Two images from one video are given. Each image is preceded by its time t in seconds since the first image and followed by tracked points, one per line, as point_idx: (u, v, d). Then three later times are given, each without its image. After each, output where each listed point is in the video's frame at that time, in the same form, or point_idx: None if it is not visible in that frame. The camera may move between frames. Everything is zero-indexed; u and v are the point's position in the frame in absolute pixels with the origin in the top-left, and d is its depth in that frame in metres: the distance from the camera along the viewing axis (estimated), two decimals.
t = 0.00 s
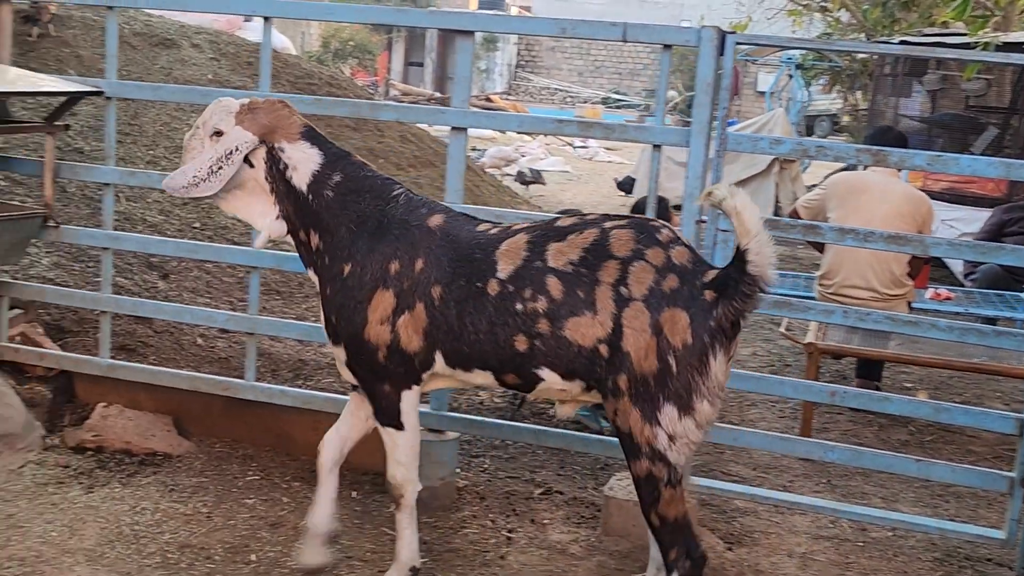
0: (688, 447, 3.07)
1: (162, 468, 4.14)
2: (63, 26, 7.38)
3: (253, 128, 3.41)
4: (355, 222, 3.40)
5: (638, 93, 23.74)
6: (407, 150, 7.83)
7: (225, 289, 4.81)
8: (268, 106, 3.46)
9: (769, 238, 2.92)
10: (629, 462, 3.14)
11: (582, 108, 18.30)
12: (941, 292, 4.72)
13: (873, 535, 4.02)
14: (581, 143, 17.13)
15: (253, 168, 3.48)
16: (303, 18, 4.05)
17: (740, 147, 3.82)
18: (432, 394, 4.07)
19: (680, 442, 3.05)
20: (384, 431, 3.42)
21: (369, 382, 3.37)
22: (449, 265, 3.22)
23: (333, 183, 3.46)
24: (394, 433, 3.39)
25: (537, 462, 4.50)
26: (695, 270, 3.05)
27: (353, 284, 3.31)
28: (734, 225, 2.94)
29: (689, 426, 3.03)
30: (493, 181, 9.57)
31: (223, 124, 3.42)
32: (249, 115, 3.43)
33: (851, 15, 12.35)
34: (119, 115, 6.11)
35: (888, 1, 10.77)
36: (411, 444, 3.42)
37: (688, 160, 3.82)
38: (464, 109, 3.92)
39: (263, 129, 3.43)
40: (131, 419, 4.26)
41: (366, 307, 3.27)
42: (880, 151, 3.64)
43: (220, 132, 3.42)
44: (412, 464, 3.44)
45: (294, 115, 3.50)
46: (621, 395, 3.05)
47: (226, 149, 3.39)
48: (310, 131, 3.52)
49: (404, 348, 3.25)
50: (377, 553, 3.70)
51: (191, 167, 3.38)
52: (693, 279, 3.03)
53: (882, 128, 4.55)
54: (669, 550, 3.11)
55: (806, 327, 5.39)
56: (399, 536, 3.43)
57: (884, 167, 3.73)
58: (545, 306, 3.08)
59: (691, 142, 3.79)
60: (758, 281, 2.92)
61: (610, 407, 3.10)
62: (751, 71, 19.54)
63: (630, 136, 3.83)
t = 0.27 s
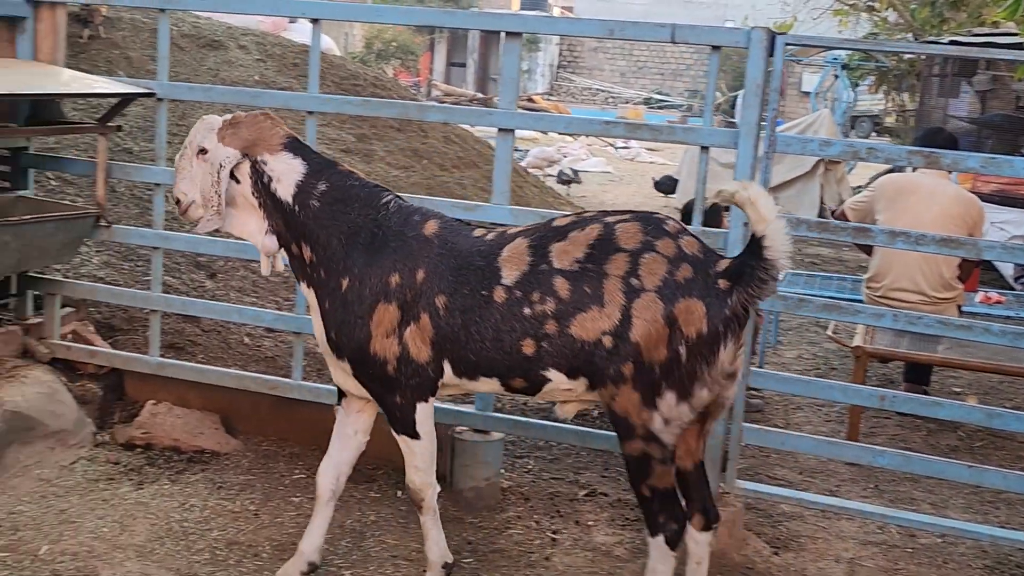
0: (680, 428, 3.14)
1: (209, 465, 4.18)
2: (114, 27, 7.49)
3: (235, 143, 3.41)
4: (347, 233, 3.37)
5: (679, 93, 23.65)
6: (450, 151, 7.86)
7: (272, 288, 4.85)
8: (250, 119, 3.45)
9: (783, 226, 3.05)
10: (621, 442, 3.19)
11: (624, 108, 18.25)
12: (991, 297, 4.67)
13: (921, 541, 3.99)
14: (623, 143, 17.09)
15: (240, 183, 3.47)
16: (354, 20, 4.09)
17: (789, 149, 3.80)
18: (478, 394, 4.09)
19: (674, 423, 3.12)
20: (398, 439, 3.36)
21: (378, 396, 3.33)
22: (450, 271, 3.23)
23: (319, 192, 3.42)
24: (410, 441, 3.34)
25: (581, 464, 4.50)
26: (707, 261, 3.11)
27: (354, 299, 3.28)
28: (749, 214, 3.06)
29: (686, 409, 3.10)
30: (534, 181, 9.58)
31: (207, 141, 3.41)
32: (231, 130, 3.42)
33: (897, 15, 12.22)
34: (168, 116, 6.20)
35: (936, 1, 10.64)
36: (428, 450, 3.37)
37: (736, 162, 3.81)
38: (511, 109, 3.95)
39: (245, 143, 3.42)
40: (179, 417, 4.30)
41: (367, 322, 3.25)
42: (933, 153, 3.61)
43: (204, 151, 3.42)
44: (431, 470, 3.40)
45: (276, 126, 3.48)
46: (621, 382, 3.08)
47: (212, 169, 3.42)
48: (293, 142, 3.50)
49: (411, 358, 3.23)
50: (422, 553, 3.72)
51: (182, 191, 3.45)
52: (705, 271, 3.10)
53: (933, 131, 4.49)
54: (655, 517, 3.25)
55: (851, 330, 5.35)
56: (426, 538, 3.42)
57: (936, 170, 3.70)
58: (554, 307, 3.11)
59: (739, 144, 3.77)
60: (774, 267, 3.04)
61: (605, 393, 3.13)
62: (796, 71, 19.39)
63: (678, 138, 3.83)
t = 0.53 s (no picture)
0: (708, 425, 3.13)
1: (249, 461, 4.22)
2: (155, 27, 7.58)
3: (233, 135, 3.45)
4: (342, 225, 3.39)
5: (715, 92, 23.50)
6: (487, 149, 7.89)
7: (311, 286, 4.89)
8: (249, 111, 3.49)
9: (790, 218, 3.05)
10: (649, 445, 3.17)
11: (660, 107, 18.18)
12: None
13: (963, 546, 3.95)
14: (659, 141, 17.01)
15: (240, 175, 3.51)
16: (396, 19, 4.10)
17: (831, 149, 3.77)
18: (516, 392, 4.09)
19: (702, 421, 3.11)
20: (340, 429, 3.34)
21: (351, 387, 3.34)
22: (454, 272, 3.21)
23: (314, 184, 3.44)
24: (350, 430, 3.31)
25: (618, 463, 4.49)
26: (715, 254, 3.11)
27: (347, 291, 3.30)
28: (755, 207, 3.05)
29: (711, 405, 3.09)
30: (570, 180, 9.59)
31: (206, 133, 3.47)
32: (231, 122, 3.47)
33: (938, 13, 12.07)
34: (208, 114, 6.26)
35: None
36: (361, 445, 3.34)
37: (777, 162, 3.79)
38: (551, 109, 3.95)
39: (244, 136, 3.46)
40: (219, 413, 4.34)
41: (360, 314, 3.27)
42: (978, 154, 3.57)
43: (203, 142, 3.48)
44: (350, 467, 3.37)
45: (274, 118, 3.51)
46: (646, 381, 3.07)
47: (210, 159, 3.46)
48: (291, 133, 3.52)
49: (399, 353, 3.25)
50: (460, 550, 3.73)
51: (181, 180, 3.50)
52: (715, 263, 3.09)
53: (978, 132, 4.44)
54: (684, 520, 3.20)
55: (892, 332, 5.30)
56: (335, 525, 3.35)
57: (980, 170, 3.66)
58: (568, 309, 3.09)
59: (781, 144, 3.75)
60: (782, 259, 3.04)
61: (632, 394, 3.11)
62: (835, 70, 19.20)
63: (719, 138, 3.81)
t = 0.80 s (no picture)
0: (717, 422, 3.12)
1: (281, 456, 4.25)
2: (189, 24, 7.65)
3: (222, 127, 3.42)
4: (328, 212, 3.35)
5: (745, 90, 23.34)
6: (519, 146, 7.89)
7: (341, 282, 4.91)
8: (236, 104, 3.46)
9: (785, 217, 3.08)
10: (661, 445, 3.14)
11: (692, 105, 18.08)
12: None
13: (998, 548, 3.92)
14: (690, 140, 16.91)
15: (228, 169, 3.46)
16: (429, 16, 4.11)
17: (867, 147, 3.74)
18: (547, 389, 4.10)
19: (713, 418, 3.09)
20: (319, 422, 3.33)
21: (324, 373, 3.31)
22: (436, 263, 3.17)
23: (302, 173, 3.41)
24: (331, 425, 3.31)
25: (649, 462, 4.49)
26: (712, 252, 3.11)
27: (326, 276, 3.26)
28: (751, 205, 3.07)
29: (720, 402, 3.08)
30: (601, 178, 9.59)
31: (194, 126, 3.42)
32: (218, 114, 3.43)
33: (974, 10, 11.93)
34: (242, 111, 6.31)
35: None
36: (341, 442, 3.34)
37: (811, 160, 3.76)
38: (584, 106, 3.94)
39: (232, 128, 3.43)
40: (251, 408, 4.38)
41: (337, 299, 3.23)
42: (1017, 151, 3.53)
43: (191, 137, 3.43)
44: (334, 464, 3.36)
45: (261, 110, 3.48)
46: (651, 378, 3.05)
47: (200, 154, 3.42)
48: (278, 125, 3.49)
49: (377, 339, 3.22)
50: (490, 547, 3.73)
51: (170, 176, 3.44)
52: (713, 261, 3.10)
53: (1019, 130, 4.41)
54: (700, 520, 3.15)
55: (926, 332, 5.26)
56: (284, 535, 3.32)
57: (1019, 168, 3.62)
58: (560, 305, 3.06)
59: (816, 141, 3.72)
60: (779, 257, 3.06)
61: (640, 391, 3.09)
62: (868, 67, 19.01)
63: (753, 135, 3.79)
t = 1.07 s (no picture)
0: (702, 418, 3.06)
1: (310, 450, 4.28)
2: (221, 20, 7.70)
3: (183, 119, 3.29)
4: (298, 199, 3.25)
5: (775, 87, 23.21)
6: (548, 143, 7.89)
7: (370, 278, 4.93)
8: (198, 95, 3.34)
9: (759, 217, 3.07)
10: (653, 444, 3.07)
11: (722, 103, 18.01)
12: None
13: None
14: (720, 138, 16.85)
15: (190, 158, 3.33)
16: (460, 11, 4.11)
17: (901, 144, 3.71)
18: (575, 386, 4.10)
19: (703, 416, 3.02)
20: (312, 415, 3.27)
21: (306, 363, 3.24)
22: (412, 252, 3.08)
23: (271, 161, 3.30)
24: (324, 417, 3.26)
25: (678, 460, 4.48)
26: (687, 250, 3.06)
27: (298, 264, 3.17)
28: (726, 206, 3.06)
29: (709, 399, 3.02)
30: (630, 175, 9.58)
31: (155, 116, 3.29)
32: (178, 105, 3.30)
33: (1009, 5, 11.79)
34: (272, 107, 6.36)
35: None
36: (340, 433, 3.29)
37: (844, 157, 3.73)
38: (614, 102, 3.94)
39: (192, 120, 3.30)
40: (281, 402, 4.41)
41: (312, 288, 3.14)
42: None
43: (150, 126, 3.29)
44: (340, 452, 3.32)
45: (225, 101, 3.37)
46: (637, 376, 2.98)
47: (159, 144, 3.29)
48: (243, 115, 3.38)
49: (354, 330, 3.14)
50: (518, 543, 3.73)
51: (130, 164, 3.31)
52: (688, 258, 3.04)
53: None
54: (698, 516, 3.15)
55: (958, 331, 5.21)
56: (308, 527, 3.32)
57: None
58: (541, 301, 2.98)
59: (848, 138, 3.69)
60: (752, 257, 3.04)
61: (624, 389, 3.01)
62: (900, 64, 18.88)
63: (785, 132, 3.77)
